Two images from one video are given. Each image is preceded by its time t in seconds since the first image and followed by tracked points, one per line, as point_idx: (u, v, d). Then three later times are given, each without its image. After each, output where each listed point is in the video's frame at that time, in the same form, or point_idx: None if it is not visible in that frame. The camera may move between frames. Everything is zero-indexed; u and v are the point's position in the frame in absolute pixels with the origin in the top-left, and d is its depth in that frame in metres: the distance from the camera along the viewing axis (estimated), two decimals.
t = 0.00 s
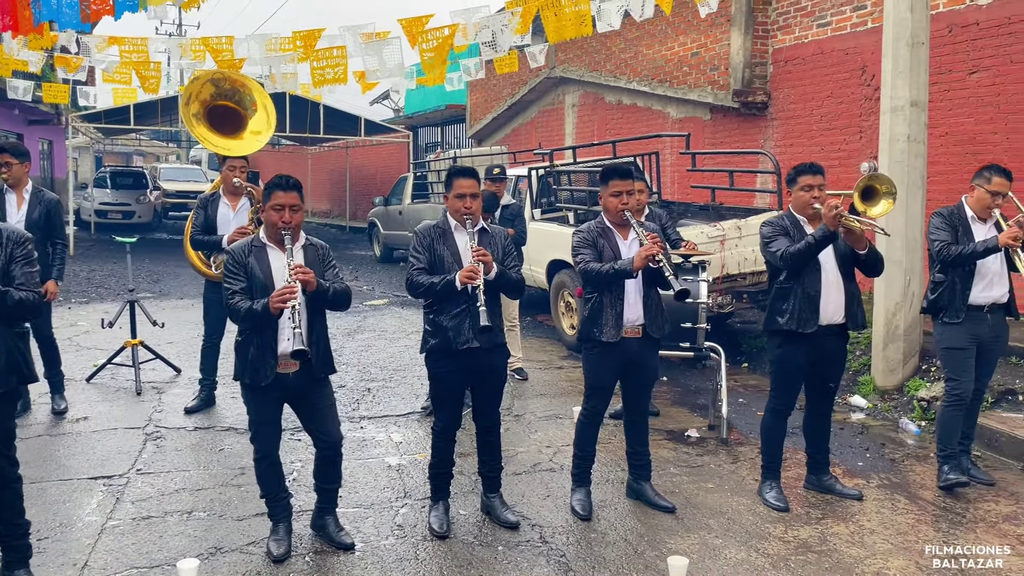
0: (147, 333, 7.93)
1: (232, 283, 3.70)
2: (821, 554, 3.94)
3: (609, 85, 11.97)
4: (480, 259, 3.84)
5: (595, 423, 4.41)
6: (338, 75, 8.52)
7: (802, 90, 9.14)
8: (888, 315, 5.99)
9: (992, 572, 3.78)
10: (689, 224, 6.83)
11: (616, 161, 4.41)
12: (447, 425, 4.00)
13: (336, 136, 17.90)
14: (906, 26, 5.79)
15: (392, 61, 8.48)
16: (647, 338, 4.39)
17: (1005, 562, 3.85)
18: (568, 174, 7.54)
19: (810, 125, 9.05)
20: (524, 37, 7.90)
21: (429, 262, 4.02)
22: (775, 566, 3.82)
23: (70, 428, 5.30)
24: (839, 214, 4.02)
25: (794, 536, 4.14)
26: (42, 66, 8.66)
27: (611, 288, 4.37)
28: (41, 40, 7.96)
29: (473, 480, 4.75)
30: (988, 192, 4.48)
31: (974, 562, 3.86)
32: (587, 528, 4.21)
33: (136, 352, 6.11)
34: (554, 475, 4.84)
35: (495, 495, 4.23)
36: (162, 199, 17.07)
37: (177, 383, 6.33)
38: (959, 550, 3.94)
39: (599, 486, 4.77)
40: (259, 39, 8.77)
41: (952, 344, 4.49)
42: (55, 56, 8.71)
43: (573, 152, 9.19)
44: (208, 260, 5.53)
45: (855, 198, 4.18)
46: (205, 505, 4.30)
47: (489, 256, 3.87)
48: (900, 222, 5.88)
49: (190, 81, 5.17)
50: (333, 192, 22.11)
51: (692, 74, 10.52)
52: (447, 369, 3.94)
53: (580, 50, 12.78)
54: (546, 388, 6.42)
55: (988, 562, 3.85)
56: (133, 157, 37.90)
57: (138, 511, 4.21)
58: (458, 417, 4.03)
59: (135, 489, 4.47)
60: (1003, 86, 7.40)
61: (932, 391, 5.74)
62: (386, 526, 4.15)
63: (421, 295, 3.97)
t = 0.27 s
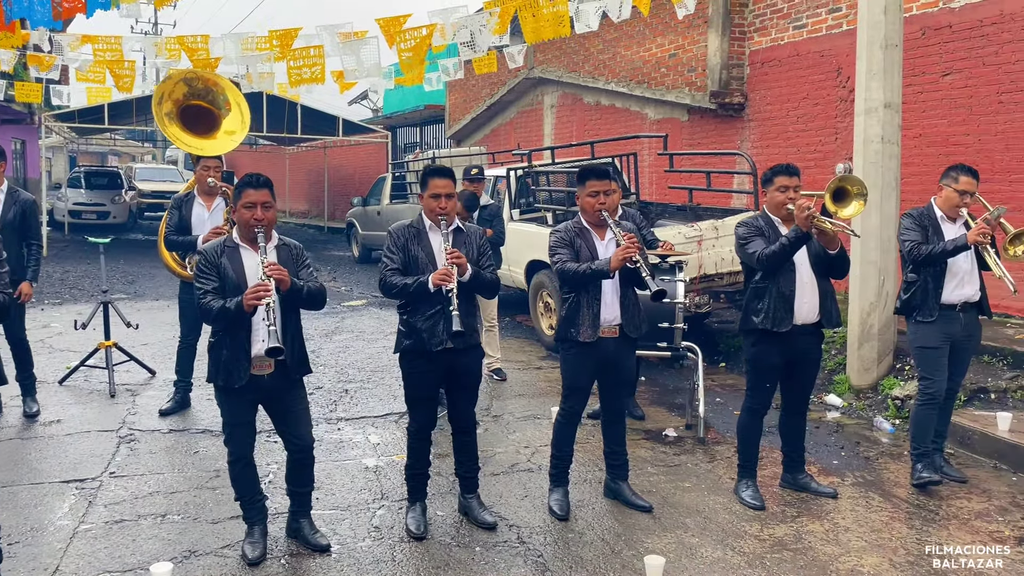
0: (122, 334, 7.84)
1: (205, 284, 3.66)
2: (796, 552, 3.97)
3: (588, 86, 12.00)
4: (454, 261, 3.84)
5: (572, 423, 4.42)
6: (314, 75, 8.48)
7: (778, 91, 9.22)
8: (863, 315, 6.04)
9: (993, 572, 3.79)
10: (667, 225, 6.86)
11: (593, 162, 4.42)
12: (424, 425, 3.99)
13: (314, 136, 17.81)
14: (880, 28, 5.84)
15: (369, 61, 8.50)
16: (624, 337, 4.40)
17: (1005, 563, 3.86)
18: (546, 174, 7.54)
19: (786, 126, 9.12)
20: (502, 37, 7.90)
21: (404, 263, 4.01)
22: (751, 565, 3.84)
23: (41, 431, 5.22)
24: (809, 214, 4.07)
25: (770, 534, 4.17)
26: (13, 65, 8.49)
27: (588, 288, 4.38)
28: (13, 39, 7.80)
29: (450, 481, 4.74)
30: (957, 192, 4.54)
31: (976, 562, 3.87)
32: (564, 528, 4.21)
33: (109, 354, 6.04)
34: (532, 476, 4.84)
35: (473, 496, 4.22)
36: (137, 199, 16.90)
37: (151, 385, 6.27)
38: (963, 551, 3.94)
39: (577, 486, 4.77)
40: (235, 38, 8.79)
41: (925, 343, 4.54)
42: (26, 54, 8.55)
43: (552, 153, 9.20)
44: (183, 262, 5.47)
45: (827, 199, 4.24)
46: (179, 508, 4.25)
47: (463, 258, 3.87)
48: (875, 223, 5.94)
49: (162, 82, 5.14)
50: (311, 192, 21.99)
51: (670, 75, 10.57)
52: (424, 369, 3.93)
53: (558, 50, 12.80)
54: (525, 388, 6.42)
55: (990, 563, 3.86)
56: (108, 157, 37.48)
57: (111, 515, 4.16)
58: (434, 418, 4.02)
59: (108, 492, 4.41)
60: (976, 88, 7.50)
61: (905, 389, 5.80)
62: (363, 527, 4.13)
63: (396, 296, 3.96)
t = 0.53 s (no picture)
0: (97, 335, 7.75)
1: (179, 281, 3.63)
2: (774, 549, 4.00)
3: (568, 85, 12.01)
4: (431, 261, 3.83)
5: (551, 423, 4.42)
6: (293, 73, 8.51)
7: (757, 91, 9.27)
8: (840, 313, 6.09)
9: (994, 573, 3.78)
10: (646, 224, 6.88)
11: (573, 160, 4.42)
12: (402, 425, 3.97)
13: (294, 135, 17.71)
14: (857, 29, 5.89)
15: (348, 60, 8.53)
16: (603, 335, 4.41)
17: (1004, 562, 3.86)
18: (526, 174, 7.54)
19: (765, 126, 9.17)
20: (483, 35, 7.88)
21: (381, 261, 4.00)
22: (729, 563, 3.86)
23: (14, 433, 5.15)
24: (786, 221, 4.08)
25: (748, 532, 4.19)
26: None
27: (566, 287, 4.38)
28: None
29: (430, 481, 4.72)
30: (928, 190, 4.58)
31: (979, 563, 3.86)
32: (543, 528, 4.21)
33: (84, 354, 5.97)
34: (511, 475, 4.83)
35: (452, 496, 4.21)
36: (114, 198, 16.72)
37: (127, 386, 6.20)
38: (964, 552, 3.94)
39: (556, 485, 4.77)
40: (213, 36, 8.80)
41: (901, 341, 4.58)
42: None
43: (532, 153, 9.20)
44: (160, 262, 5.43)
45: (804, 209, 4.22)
46: (155, 510, 4.21)
47: (440, 257, 3.86)
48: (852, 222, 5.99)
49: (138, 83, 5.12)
50: (291, 191, 21.86)
51: (650, 75, 10.60)
52: (402, 369, 3.91)
53: (539, 50, 12.80)
54: (505, 388, 6.42)
55: (995, 564, 3.85)
56: (84, 155, 37.05)
57: (85, 517, 4.11)
58: (413, 418, 4.01)
59: (82, 494, 4.36)
60: (951, 89, 7.58)
61: (882, 387, 5.85)
62: (341, 529, 4.11)
63: (373, 296, 3.94)
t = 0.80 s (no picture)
0: (73, 335, 7.66)
1: (152, 280, 3.61)
2: (752, 546, 4.02)
3: (549, 84, 12.02)
4: (411, 262, 3.83)
5: (530, 421, 4.42)
6: (271, 69, 8.70)
7: (735, 91, 9.33)
8: (818, 311, 6.15)
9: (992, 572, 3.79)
10: (626, 223, 6.90)
11: (553, 159, 4.42)
12: (381, 424, 3.96)
13: (274, 133, 17.60)
14: (834, 29, 5.94)
15: (326, 57, 8.65)
16: (583, 333, 4.41)
17: (1006, 562, 3.86)
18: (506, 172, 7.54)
19: (744, 126, 9.23)
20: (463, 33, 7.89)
21: (359, 261, 3.98)
22: (707, 559, 3.88)
23: None
24: (767, 222, 4.10)
25: (726, 529, 4.22)
26: None
27: (546, 286, 4.38)
28: None
29: (409, 480, 4.71)
30: (900, 189, 4.63)
31: (974, 562, 3.86)
32: (523, 526, 4.22)
33: (59, 354, 5.90)
34: (491, 474, 4.83)
35: (432, 495, 4.20)
36: (91, 196, 16.54)
37: (103, 386, 6.14)
38: (959, 552, 3.94)
39: (536, 483, 4.78)
40: (191, 32, 8.70)
41: (876, 339, 4.62)
42: None
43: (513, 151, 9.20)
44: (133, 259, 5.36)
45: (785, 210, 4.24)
46: (131, 511, 4.17)
47: (419, 258, 3.86)
48: (829, 221, 6.03)
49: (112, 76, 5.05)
50: (271, 189, 21.72)
51: (630, 74, 10.63)
52: (380, 368, 3.90)
53: (519, 48, 12.80)
54: (485, 386, 6.42)
55: (988, 565, 3.85)
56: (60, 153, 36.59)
57: (59, 518, 4.07)
58: (391, 418, 4.00)
59: (57, 495, 4.31)
60: (926, 89, 7.66)
61: (858, 384, 5.91)
62: (319, 528, 4.09)
63: (351, 296, 3.92)
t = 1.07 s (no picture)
0: (46, 333, 7.56)
1: (126, 278, 3.59)
2: (728, 541, 4.05)
3: (529, 82, 12.01)
4: (388, 257, 3.80)
5: (509, 419, 4.42)
6: (248, 66, 8.74)
7: (714, 89, 9.37)
8: (795, 307, 6.19)
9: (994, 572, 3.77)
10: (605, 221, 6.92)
11: (532, 156, 4.42)
12: (358, 423, 3.95)
13: (252, 130, 17.47)
14: (810, 28, 5.98)
15: (304, 54, 8.65)
16: (562, 331, 4.41)
17: (1006, 563, 3.84)
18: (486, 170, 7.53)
19: (722, 124, 9.27)
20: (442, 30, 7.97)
21: (336, 258, 3.96)
22: (684, 555, 3.90)
23: None
24: (746, 220, 4.13)
25: (703, 525, 4.24)
26: None
27: (525, 283, 4.38)
28: None
29: (387, 478, 4.70)
30: (875, 187, 4.67)
31: (976, 562, 3.84)
32: (501, 523, 4.22)
33: (31, 353, 5.82)
34: (469, 471, 4.83)
35: (409, 493, 4.19)
36: (66, 193, 16.32)
37: (77, 385, 6.06)
38: (962, 551, 3.93)
39: (514, 480, 4.78)
40: (167, 28, 8.82)
41: (851, 335, 4.66)
42: None
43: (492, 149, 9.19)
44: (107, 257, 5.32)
45: (763, 207, 4.26)
46: (105, 511, 4.13)
47: (396, 252, 3.83)
48: (807, 219, 6.07)
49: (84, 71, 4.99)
50: (250, 186, 21.55)
51: (610, 72, 10.65)
52: (357, 366, 3.88)
53: (499, 46, 12.78)
54: (465, 384, 6.41)
55: (987, 563, 3.84)
56: (34, 150, 36.09)
57: (31, 519, 4.02)
58: (368, 416, 3.98)
59: (28, 496, 4.26)
60: (902, 88, 7.74)
61: (835, 380, 5.96)
62: (296, 527, 4.06)
63: (328, 293, 3.90)
